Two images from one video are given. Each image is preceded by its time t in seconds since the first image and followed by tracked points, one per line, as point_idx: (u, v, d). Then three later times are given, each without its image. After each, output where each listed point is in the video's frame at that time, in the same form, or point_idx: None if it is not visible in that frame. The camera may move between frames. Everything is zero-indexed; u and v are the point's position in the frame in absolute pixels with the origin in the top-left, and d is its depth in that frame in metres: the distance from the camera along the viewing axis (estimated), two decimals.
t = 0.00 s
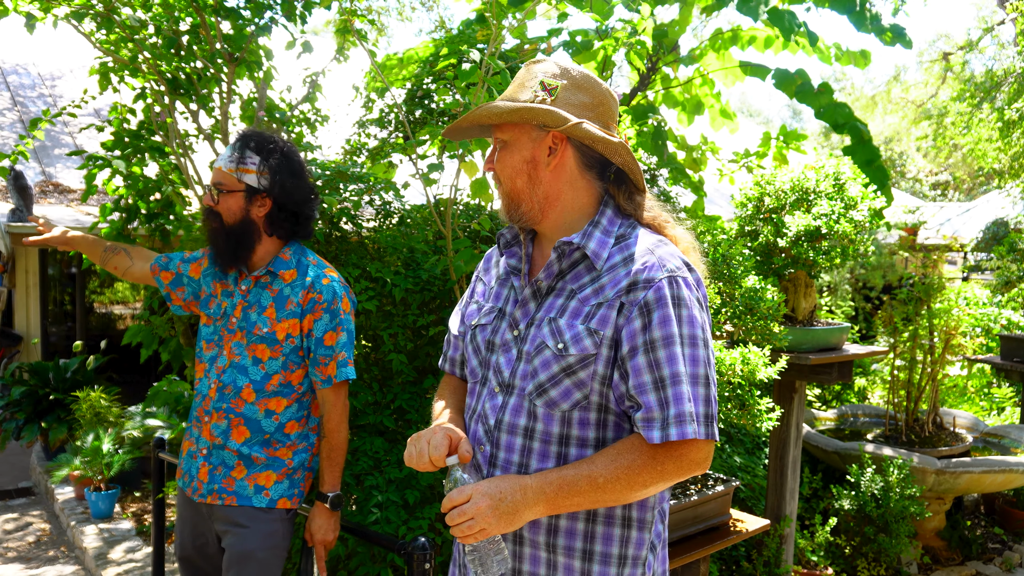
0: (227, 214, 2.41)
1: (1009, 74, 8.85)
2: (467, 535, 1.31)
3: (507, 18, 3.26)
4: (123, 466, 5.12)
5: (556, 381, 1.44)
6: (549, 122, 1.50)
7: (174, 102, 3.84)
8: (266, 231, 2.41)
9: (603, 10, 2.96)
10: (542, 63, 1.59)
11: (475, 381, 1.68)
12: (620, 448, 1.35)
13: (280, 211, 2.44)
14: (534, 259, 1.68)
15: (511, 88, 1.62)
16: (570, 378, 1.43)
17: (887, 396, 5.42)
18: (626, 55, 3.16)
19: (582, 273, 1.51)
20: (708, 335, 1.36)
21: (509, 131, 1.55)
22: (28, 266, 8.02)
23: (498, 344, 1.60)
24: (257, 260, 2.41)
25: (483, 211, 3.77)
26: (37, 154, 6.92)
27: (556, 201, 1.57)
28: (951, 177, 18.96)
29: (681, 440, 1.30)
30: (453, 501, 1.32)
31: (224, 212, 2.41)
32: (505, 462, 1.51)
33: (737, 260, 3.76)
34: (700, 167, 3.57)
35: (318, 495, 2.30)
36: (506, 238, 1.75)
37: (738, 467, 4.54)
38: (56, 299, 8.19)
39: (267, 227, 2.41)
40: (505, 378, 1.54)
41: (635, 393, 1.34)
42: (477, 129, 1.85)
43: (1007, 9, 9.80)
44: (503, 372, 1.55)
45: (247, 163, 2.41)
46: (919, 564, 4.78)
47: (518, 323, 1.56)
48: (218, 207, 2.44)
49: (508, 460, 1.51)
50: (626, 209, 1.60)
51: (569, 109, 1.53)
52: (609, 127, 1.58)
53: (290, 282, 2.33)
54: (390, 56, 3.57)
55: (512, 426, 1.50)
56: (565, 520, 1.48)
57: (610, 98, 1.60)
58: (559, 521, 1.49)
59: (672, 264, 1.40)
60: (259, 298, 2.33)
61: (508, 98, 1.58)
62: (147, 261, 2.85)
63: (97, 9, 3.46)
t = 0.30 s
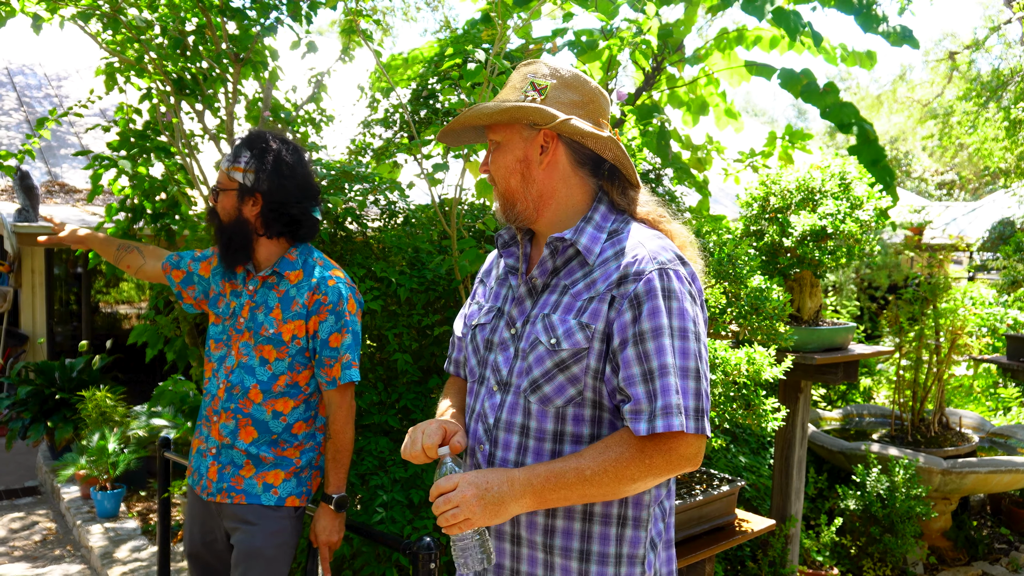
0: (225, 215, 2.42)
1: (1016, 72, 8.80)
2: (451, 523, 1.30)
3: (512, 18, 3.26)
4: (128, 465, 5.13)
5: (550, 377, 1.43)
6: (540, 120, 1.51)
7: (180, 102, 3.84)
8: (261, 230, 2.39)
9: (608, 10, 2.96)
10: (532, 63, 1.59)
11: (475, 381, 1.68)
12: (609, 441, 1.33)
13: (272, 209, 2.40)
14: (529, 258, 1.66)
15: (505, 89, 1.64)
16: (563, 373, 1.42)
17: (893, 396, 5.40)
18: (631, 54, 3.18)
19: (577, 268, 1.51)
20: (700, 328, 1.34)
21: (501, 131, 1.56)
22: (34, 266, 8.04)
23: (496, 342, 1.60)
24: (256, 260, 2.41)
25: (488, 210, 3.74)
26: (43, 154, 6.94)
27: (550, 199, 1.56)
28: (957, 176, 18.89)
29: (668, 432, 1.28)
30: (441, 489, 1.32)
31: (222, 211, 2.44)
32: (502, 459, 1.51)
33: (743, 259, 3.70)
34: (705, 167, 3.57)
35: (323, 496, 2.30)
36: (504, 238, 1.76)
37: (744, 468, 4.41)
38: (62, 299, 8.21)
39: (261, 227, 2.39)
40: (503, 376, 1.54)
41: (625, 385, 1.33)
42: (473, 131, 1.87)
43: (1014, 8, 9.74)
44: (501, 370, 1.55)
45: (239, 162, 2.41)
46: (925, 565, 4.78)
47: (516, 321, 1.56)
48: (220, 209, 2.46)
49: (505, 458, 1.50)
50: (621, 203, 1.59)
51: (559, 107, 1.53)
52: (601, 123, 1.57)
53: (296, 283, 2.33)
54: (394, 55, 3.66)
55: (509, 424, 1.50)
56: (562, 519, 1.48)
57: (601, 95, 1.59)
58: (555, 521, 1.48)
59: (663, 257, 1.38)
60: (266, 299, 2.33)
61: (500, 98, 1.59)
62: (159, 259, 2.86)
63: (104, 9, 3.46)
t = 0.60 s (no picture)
0: (230, 217, 2.43)
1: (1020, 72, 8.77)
2: (430, 515, 1.30)
3: (514, 18, 3.27)
4: (131, 466, 5.13)
5: (538, 372, 1.40)
6: (546, 113, 1.51)
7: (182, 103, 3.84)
8: (264, 231, 2.39)
9: (610, 10, 2.96)
10: (548, 63, 1.61)
11: (483, 380, 1.67)
12: (592, 442, 1.28)
13: (275, 209, 2.39)
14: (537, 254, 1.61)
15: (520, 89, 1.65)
16: (552, 369, 1.38)
17: (896, 396, 5.40)
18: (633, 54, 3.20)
19: (576, 262, 1.49)
20: (694, 324, 1.27)
21: (512, 128, 1.57)
22: (37, 267, 8.06)
23: (500, 340, 1.59)
24: (262, 261, 2.41)
25: (490, 211, 3.73)
26: (46, 155, 6.95)
27: (558, 194, 1.54)
28: (960, 177, 18.87)
29: (646, 430, 1.21)
30: (423, 480, 1.33)
31: (226, 211, 2.43)
32: (492, 456, 1.50)
33: (746, 260, 3.76)
34: (707, 167, 3.56)
35: (325, 497, 2.30)
36: (518, 238, 1.75)
37: (747, 467, 4.54)
38: (65, 300, 8.21)
39: (265, 227, 2.39)
40: (501, 372, 1.53)
41: (608, 381, 1.28)
42: (487, 131, 1.89)
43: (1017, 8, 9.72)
44: (501, 366, 1.53)
45: (241, 163, 2.42)
46: (928, 565, 4.78)
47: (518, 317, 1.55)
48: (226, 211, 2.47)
49: (494, 455, 1.49)
50: (630, 199, 1.55)
51: (567, 102, 1.54)
52: (612, 118, 1.56)
53: (300, 284, 2.33)
54: (397, 55, 3.58)
55: (502, 420, 1.48)
56: (544, 522, 1.44)
57: (613, 91, 1.59)
58: (538, 524, 1.45)
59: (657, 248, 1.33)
60: (269, 300, 2.33)
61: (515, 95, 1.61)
62: (169, 259, 2.86)
63: (106, 9, 3.47)
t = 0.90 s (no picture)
0: (235, 219, 2.43)
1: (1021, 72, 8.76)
2: (425, 520, 1.32)
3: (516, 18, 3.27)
4: (132, 466, 5.13)
5: (535, 376, 1.39)
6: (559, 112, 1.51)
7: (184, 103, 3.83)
8: (269, 231, 2.39)
9: (611, 11, 2.97)
10: (567, 61, 1.61)
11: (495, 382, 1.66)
12: (583, 450, 1.26)
13: (280, 210, 2.40)
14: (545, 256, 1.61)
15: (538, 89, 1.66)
16: (549, 373, 1.37)
17: (898, 397, 5.40)
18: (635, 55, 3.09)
19: (581, 263, 1.48)
20: (693, 330, 1.24)
21: (530, 128, 1.58)
22: (38, 268, 8.06)
23: (510, 342, 1.59)
24: (268, 261, 2.41)
25: (492, 211, 3.75)
26: (47, 155, 6.95)
27: (574, 195, 1.53)
28: (961, 178, 18.88)
29: (632, 440, 1.19)
30: (419, 483, 1.35)
31: (231, 213, 2.45)
32: (492, 460, 1.49)
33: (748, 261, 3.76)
34: (708, 168, 3.55)
35: (330, 498, 2.30)
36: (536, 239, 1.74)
37: (748, 469, 4.55)
38: (66, 300, 8.20)
39: (270, 228, 2.39)
40: (507, 375, 1.54)
41: (601, 387, 1.26)
42: (505, 132, 1.90)
43: (1018, 9, 9.71)
44: (508, 369, 1.54)
45: (246, 164, 2.42)
46: (930, 566, 4.78)
47: (525, 318, 1.56)
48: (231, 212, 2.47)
49: (494, 459, 1.49)
50: (644, 198, 1.52)
51: (582, 100, 1.53)
52: (629, 115, 1.54)
53: (304, 285, 2.33)
54: (398, 57, 3.61)
55: (503, 423, 1.48)
56: (537, 531, 1.42)
57: (632, 89, 1.57)
58: (530, 533, 1.43)
59: (656, 249, 1.30)
60: (274, 301, 2.33)
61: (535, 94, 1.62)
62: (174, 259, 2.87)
63: (108, 10, 3.46)
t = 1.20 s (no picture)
0: (235, 223, 2.44)
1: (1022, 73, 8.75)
2: (438, 529, 1.34)
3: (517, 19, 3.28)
4: (133, 468, 5.13)
5: (544, 385, 1.39)
6: (569, 114, 1.51)
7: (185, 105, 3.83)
8: (268, 235, 2.39)
9: (611, 12, 2.97)
10: (577, 55, 1.60)
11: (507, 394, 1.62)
12: (588, 466, 1.26)
13: (277, 214, 2.39)
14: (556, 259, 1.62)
15: (546, 86, 1.66)
16: (557, 383, 1.37)
17: (899, 397, 5.40)
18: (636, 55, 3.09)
19: (591, 270, 1.48)
20: (702, 345, 1.22)
21: (541, 128, 1.58)
22: (39, 269, 8.07)
23: (521, 346, 1.59)
24: (269, 264, 2.42)
25: (492, 212, 3.76)
26: (48, 157, 6.96)
27: (587, 199, 1.54)
28: (961, 178, 18.88)
29: (632, 460, 1.19)
30: (431, 493, 1.37)
31: (231, 217, 2.45)
32: (501, 467, 1.50)
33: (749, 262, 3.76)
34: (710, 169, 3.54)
35: (332, 499, 2.30)
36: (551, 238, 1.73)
37: (749, 469, 4.56)
38: (67, 301, 8.20)
39: (269, 232, 2.39)
40: (517, 380, 1.54)
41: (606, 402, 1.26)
42: (513, 129, 1.90)
43: (1018, 9, 9.69)
44: (518, 374, 1.54)
45: (243, 168, 2.42)
46: (931, 567, 4.78)
47: (537, 322, 1.56)
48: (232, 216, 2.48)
49: (503, 466, 1.49)
50: (660, 202, 1.51)
51: (594, 99, 1.53)
52: (643, 113, 1.53)
53: (306, 287, 2.33)
54: (397, 58, 3.62)
55: (512, 430, 1.49)
56: (545, 541, 1.42)
57: (645, 85, 1.55)
58: (538, 542, 1.43)
59: (667, 260, 1.29)
60: (276, 303, 2.34)
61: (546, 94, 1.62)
62: (179, 262, 2.86)
63: (108, 12, 3.46)
